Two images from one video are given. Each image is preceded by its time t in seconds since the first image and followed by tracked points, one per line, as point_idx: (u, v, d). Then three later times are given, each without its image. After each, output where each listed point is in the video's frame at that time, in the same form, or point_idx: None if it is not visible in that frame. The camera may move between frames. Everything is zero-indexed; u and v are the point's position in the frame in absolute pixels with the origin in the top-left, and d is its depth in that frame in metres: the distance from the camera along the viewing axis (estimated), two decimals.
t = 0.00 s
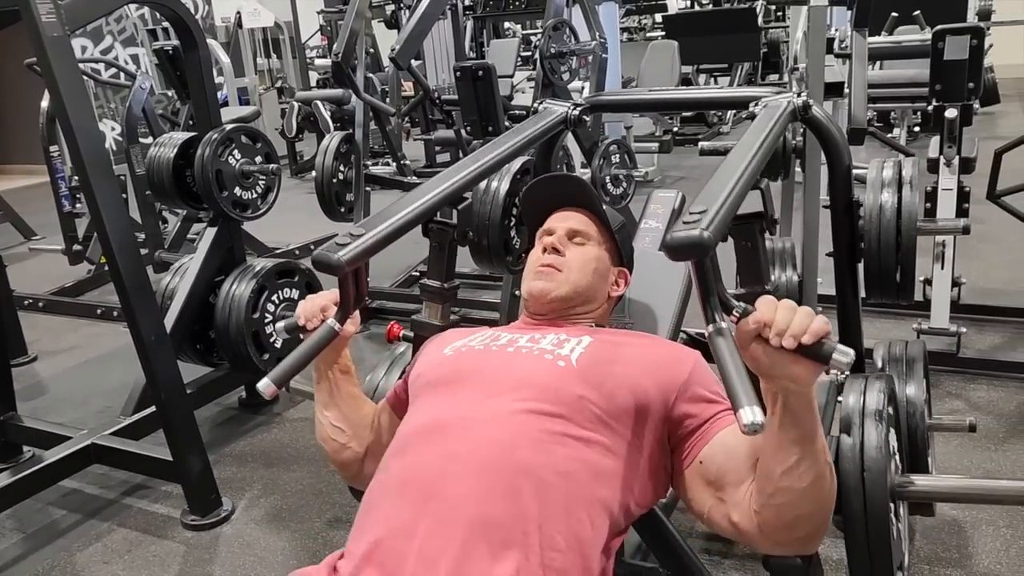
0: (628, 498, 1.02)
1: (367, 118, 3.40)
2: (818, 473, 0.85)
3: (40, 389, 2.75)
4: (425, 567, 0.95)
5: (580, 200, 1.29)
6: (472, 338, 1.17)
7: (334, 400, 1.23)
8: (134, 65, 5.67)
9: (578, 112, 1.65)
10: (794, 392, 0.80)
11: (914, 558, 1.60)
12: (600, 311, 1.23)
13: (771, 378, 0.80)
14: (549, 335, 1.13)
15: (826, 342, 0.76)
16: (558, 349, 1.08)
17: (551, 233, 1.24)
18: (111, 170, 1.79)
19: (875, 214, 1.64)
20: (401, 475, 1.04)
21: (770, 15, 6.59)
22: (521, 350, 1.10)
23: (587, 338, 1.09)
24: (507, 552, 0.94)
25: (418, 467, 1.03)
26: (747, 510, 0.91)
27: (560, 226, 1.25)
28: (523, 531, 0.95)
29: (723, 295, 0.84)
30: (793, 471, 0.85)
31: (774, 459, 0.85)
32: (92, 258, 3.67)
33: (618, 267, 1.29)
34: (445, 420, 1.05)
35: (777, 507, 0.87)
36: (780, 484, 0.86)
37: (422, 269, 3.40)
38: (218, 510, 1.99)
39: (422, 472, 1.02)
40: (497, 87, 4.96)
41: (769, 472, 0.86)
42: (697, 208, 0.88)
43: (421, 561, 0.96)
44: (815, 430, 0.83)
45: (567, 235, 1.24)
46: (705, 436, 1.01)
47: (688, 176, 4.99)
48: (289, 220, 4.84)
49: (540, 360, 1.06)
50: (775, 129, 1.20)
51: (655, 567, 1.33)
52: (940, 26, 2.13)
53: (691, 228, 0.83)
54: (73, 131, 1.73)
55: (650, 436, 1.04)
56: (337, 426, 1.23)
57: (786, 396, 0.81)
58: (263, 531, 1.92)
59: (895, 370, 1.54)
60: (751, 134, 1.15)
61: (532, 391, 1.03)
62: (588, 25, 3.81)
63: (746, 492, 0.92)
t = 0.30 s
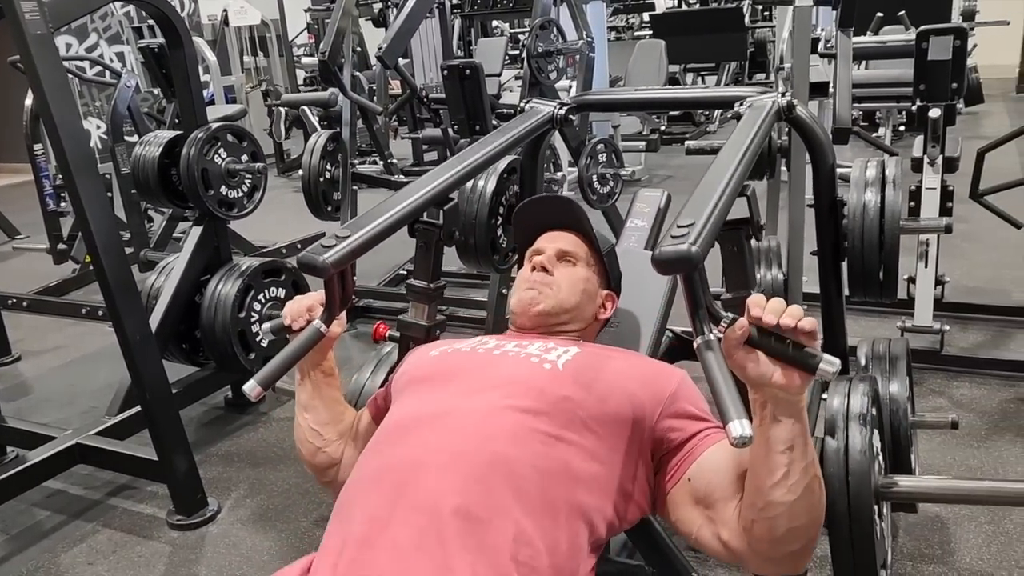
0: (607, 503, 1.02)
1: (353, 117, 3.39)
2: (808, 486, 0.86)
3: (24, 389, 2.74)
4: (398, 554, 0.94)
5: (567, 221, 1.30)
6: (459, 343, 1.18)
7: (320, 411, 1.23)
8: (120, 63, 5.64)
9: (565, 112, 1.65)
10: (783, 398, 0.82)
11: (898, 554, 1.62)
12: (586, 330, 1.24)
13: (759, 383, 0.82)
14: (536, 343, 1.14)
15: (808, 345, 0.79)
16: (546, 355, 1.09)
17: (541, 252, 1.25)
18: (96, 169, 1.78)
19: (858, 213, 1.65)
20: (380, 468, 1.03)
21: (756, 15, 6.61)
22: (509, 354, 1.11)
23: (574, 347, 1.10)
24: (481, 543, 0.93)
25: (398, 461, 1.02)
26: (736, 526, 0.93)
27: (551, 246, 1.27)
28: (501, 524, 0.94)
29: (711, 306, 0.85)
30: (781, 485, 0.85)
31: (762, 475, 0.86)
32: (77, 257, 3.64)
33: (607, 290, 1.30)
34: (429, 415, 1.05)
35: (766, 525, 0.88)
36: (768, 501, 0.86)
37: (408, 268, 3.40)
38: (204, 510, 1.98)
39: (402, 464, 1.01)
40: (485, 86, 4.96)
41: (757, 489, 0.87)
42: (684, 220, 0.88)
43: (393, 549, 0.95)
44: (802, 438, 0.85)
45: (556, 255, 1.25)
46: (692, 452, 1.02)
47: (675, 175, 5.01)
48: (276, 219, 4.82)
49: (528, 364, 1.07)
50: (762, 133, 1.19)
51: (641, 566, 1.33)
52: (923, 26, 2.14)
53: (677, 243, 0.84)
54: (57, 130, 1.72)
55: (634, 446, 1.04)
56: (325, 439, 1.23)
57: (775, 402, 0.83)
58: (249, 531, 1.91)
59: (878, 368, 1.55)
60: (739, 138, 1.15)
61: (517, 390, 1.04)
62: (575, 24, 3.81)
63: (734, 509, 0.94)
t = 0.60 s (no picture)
0: (600, 499, 1.02)
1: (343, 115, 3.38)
2: (796, 487, 0.86)
3: (12, 389, 2.72)
4: (396, 559, 0.95)
5: (548, 209, 1.30)
6: (450, 339, 1.18)
7: (316, 411, 1.23)
8: (108, 60, 5.61)
9: (554, 111, 1.65)
10: (775, 410, 0.82)
11: (886, 551, 1.63)
12: (574, 319, 1.25)
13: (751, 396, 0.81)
14: (526, 340, 1.14)
15: (803, 363, 0.78)
16: (537, 352, 1.09)
17: (521, 248, 1.25)
18: (84, 167, 1.77)
19: (846, 211, 1.65)
20: (374, 470, 1.04)
21: (746, 14, 6.62)
22: (500, 351, 1.11)
23: (565, 345, 1.10)
24: (478, 546, 0.94)
25: (392, 463, 1.03)
26: (722, 524, 0.93)
27: (530, 238, 1.27)
28: (497, 526, 0.95)
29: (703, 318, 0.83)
30: (769, 489, 0.86)
31: (751, 477, 0.86)
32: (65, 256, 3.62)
33: (590, 274, 1.31)
34: (422, 415, 1.06)
35: (752, 523, 0.88)
36: (755, 501, 0.87)
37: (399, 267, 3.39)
38: (193, 510, 1.97)
39: (396, 466, 1.02)
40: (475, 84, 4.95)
41: (745, 489, 0.87)
42: (677, 235, 0.86)
43: (391, 555, 0.96)
44: (791, 447, 0.84)
45: (536, 249, 1.25)
46: (681, 449, 1.02)
47: (665, 173, 5.02)
48: (266, 218, 4.81)
49: (519, 361, 1.07)
50: (751, 137, 1.18)
51: (632, 565, 1.33)
52: (912, 26, 2.15)
53: (671, 260, 0.82)
54: (44, 128, 1.71)
55: (625, 442, 1.05)
56: (321, 440, 1.23)
57: (766, 413, 0.82)
58: (239, 530, 1.90)
59: (867, 366, 1.56)
60: (729, 143, 1.14)
61: (508, 389, 1.04)
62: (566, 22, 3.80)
63: (720, 507, 0.94)
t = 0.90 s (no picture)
0: (596, 500, 1.02)
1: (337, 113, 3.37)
2: (791, 486, 0.86)
3: (4, 388, 2.71)
4: (387, 561, 0.95)
5: (540, 208, 1.30)
6: (445, 340, 1.18)
7: (307, 404, 1.22)
8: (101, 58, 5.58)
9: (549, 108, 1.65)
10: (768, 404, 0.81)
11: (881, 549, 1.63)
12: (570, 318, 1.25)
13: (745, 390, 0.80)
14: (521, 341, 1.14)
15: (797, 357, 0.77)
16: (530, 354, 1.09)
17: (513, 250, 1.24)
18: (76, 165, 1.76)
19: (841, 210, 1.66)
20: (366, 471, 1.03)
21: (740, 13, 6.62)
22: (494, 353, 1.11)
23: (559, 346, 1.10)
24: (471, 548, 0.94)
25: (384, 465, 1.02)
26: (717, 523, 0.93)
27: (523, 240, 1.26)
28: (490, 528, 0.95)
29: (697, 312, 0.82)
30: (763, 487, 0.86)
31: (745, 476, 0.86)
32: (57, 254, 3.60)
33: (585, 272, 1.30)
34: (415, 417, 1.05)
35: (748, 521, 0.88)
36: (751, 500, 0.87)
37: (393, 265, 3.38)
38: (187, 509, 1.96)
39: (388, 467, 1.02)
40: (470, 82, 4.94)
41: (740, 487, 0.88)
42: (670, 228, 0.85)
43: (384, 558, 0.95)
44: (784, 446, 0.85)
45: (529, 249, 1.25)
46: (677, 449, 1.02)
47: (660, 172, 5.03)
48: (259, 216, 4.79)
49: (513, 363, 1.07)
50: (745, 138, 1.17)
51: (627, 563, 1.33)
52: (905, 25, 2.15)
53: (665, 252, 0.80)
54: (35, 126, 1.70)
55: (620, 443, 1.05)
56: (313, 433, 1.22)
57: (760, 410, 0.82)
58: (232, 530, 1.90)
59: (861, 363, 1.56)
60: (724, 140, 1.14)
61: (503, 390, 1.04)
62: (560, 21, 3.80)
63: (715, 507, 0.94)
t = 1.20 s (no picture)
0: (599, 503, 1.02)
1: (334, 112, 3.36)
2: (793, 484, 0.85)
3: None
4: (390, 566, 0.94)
5: (540, 206, 1.29)
6: (448, 338, 1.19)
7: (271, 333, 1.20)
8: (95, 57, 5.56)
9: (545, 107, 1.64)
10: (769, 403, 0.80)
11: (879, 549, 1.62)
12: (569, 317, 1.25)
13: (745, 389, 0.79)
14: (524, 342, 1.14)
15: (797, 356, 0.76)
16: (533, 355, 1.09)
17: (515, 247, 1.24)
18: (70, 164, 1.75)
19: (840, 208, 1.66)
20: (367, 475, 1.03)
21: (736, 12, 6.62)
22: (497, 355, 1.11)
23: (562, 347, 1.11)
24: (475, 553, 0.93)
25: (386, 467, 1.02)
26: (720, 523, 0.92)
27: (523, 237, 1.26)
28: (495, 532, 0.94)
29: (696, 311, 0.80)
30: (766, 486, 0.85)
31: (747, 474, 0.86)
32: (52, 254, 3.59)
33: (581, 271, 1.31)
34: (418, 420, 1.05)
35: (750, 520, 0.87)
36: (752, 500, 0.86)
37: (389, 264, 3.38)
38: (183, 510, 1.95)
39: (391, 472, 1.01)
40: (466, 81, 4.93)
41: (743, 486, 0.87)
42: (669, 228, 0.83)
43: (386, 563, 0.95)
44: (785, 445, 0.84)
45: (529, 247, 1.25)
46: (679, 450, 1.02)
47: (656, 170, 5.02)
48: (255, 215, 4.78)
49: (517, 365, 1.08)
50: (741, 136, 1.16)
51: (624, 563, 1.33)
52: (902, 23, 2.15)
53: (663, 251, 0.78)
54: (29, 125, 1.69)
55: (623, 445, 1.05)
56: (272, 364, 1.21)
57: (761, 409, 0.81)
58: (228, 531, 1.89)
59: (859, 362, 1.56)
60: (722, 138, 1.13)
61: (506, 393, 1.04)
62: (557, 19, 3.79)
63: (717, 507, 0.93)
